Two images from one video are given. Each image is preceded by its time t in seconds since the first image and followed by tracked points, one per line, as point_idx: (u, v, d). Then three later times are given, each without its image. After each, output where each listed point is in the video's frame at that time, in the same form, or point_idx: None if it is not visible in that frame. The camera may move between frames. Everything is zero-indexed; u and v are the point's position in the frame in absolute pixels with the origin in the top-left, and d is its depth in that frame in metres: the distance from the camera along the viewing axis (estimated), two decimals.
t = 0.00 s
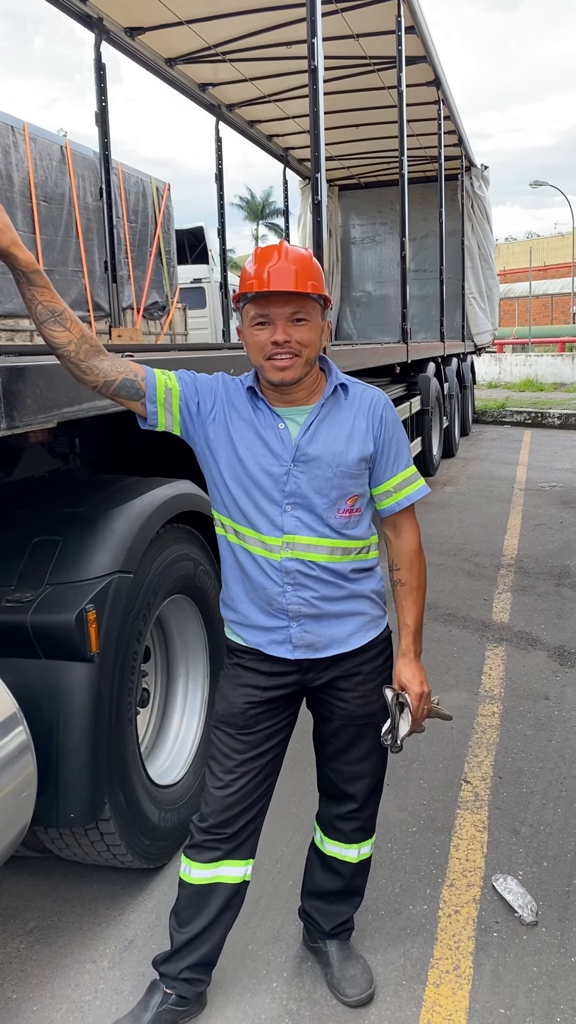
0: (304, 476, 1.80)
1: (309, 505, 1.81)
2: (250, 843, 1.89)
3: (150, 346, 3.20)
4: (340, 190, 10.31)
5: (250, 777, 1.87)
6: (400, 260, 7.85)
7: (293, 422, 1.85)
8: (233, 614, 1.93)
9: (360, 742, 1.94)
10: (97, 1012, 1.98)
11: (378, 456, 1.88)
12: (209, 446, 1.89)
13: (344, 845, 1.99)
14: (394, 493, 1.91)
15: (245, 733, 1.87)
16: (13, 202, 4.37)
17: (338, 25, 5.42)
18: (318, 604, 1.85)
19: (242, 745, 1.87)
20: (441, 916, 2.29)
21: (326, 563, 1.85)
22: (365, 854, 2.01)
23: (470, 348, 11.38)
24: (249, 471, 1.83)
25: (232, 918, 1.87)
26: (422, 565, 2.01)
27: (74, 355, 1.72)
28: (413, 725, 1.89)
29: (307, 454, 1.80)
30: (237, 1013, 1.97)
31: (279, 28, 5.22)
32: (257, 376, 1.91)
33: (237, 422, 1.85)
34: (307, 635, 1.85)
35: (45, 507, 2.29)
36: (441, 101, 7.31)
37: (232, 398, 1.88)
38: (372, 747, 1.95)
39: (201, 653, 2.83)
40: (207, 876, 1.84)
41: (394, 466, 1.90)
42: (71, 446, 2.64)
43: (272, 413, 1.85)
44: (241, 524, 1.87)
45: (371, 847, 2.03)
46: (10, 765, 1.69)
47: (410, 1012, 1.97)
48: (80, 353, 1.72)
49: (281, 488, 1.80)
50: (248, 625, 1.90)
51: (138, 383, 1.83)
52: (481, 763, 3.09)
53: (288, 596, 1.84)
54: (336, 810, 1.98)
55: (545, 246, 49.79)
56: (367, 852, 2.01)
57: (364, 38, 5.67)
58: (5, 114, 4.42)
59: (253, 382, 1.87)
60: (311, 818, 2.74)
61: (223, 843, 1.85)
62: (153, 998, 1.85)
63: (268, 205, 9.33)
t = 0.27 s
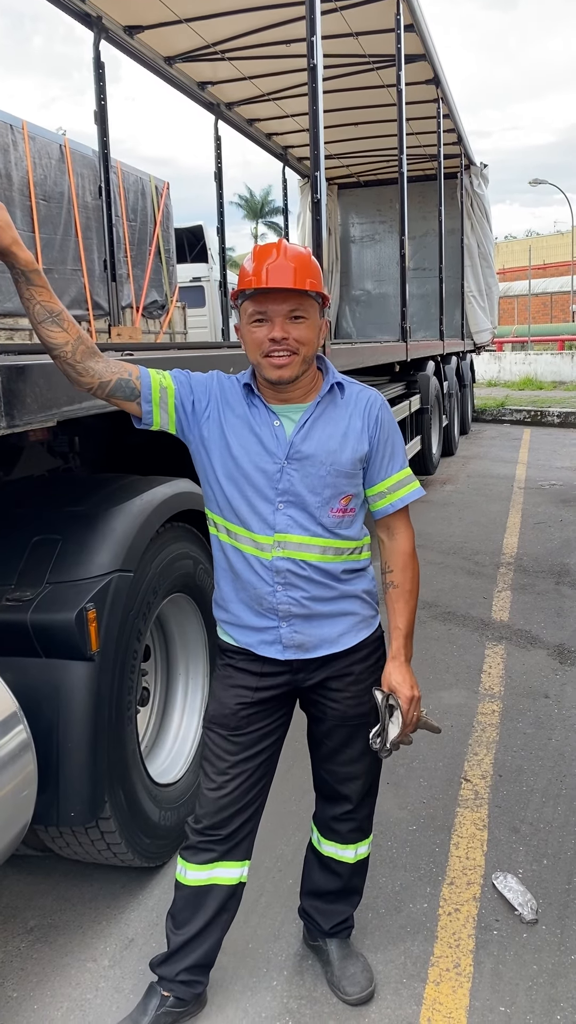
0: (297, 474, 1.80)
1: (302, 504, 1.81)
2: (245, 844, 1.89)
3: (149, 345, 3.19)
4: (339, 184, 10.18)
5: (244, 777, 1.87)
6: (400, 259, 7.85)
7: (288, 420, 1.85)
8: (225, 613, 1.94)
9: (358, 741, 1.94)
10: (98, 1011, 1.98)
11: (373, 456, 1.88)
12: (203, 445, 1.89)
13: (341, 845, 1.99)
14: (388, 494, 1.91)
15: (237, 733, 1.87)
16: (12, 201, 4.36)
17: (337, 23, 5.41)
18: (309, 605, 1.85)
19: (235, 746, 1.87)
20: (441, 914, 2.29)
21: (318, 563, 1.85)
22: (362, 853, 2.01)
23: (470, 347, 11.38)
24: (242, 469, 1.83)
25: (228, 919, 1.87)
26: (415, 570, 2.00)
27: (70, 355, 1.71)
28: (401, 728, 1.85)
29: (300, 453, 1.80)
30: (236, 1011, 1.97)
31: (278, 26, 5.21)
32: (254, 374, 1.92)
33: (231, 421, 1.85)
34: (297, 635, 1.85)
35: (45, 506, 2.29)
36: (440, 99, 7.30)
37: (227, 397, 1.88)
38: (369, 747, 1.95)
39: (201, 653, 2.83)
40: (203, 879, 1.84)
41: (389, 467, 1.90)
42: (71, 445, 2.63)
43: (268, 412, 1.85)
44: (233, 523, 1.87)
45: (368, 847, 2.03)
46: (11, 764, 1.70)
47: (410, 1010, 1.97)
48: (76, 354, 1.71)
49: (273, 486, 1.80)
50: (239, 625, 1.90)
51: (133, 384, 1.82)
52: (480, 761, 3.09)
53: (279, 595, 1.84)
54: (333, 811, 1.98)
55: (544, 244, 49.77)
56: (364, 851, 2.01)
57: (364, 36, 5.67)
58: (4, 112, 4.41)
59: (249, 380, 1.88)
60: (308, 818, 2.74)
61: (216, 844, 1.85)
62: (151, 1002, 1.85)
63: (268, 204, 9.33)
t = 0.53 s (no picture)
0: (294, 471, 1.80)
1: (297, 501, 1.81)
2: (241, 843, 1.89)
3: (148, 344, 3.19)
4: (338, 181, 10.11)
5: (239, 776, 1.87)
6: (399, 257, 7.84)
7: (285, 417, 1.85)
8: (222, 612, 1.93)
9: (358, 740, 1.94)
10: (98, 1010, 1.98)
11: (370, 454, 1.88)
12: (200, 442, 1.89)
13: (340, 845, 1.99)
14: (385, 492, 1.91)
15: (233, 732, 1.87)
16: (11, 199, 4.36)
17: (336, 22, 5.41)
18: (304, 603, 1.85)
19: (230, 745, 1.87)
20: (441, 912, 2.29)
21: (313, 561, 1.84)
22: (360, 853, 2.01)
23: (470, 345, 11.38)
24: (238, 466, 1.82)
25: (227, 919, 1.87)
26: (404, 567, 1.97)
27: (67, 356, 1.70)
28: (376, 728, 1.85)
29: (296, 450, 1.80)
30: (236, 1010, 1.97)
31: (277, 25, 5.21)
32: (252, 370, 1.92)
33: (228, 418, 1.85)
34: (292, 634, 1.85)
35: (45, 505, 2.29)
36: (439, 97, 7.30)
37: (224, 395, 1.88)
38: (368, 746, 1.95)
39: (201, 652, 2.83)
40: (200, 880, 1.84)
41: (385, 466, 1.90)
42: (71, 443, 2.64)
43: (266, 407, 1.85)
44: (229, 521, 1.87)
45: (367, 846, 2.03)
46: (12, 762, 1.70)
47: (410, 1008, 1.97)
48: (73, 354, 1.71)
49: (269, 483, 1.80)
50: (235, 624, 1.90)
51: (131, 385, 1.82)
52: (480, 760, 3.09)
53: (274, 593, 1.84)
54: (331, 810, 1.98)
55: (544, 242, 49.75)
56: (363, 851, 2.01)
57: (363, 34, 5.66)
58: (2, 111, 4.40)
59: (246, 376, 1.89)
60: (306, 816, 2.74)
61: (213, 844, 1.85)
62: (151, 1000, 1.85)
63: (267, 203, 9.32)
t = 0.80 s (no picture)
0: (294, 469, 1.80)
1: (298, 499, 1.81)
2: (241, 841, 1.89)
3: (148, 342, 3.19)
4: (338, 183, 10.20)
5: (240, 774, 1.87)
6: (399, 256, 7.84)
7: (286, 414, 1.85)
8: (222, 611, 1.93)
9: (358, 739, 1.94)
10: (99, 1008, 1.98)
11: (370, 453, 1.88)
12: (200, 439, 1.88)
13: (340, 843, 1.99)
14: (386, 490, 1.91)
15: (233, 730, 1.87)
16: (11, 198, 4.35)
17: (335, 20, 5.41)
18: (304, 601, 1.85)
19: (230, 744, 1.87)
20: (442, 910, 2.29)
21: (314, 559, 1.84)
22: (360, 851, 2.01)
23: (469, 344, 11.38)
24: (239, 464, 1.82)
25: (227, 917, 1.87)
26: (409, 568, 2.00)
27: (67, 354, 1.70)
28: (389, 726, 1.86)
29: (297, 448, 1.80)
30: (237, 1008, 1.97)
31: (276, 23, 5.20)
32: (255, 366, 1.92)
33: (229, 415, 1.85)
34: (293, 631, 1.85)
35: (45, 503, 2.29)
36: (438, 95, 7.29)
37: (224, 392, 1.88)
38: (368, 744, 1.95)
39: (201, 651, 2.83)
40: (201, 879, 1.84)
41: (386, 465, 1.90)
42: (70, 441, 2.64)
43: (265, 405, 1.85)
44: (230, 519, 1.87)
45: (367, 844, 2.04)
46: (12, 760, 1.70)
47: (410, 1005, 1.97)
48: (73, 353, 1.71)
49: (270, 481, 1.80)
50: (235, 622, 1.90)
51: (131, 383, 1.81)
52: (480, 758, 3.09)
53: (274, 591, 1.84)
54: (331, 809, 1.98)
55: (543, 240, 49.74)
56: (363, 849, 2.02)
57: (362, 32, 5.66)
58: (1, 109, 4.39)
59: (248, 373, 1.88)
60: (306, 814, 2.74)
61: (213, 843, 1.85)
62: (152, 999, 1.85)
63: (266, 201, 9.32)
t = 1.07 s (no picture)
0: (299, 468, 1.80)
1: (302, 498, 1.81)
2: (244, 839, 1.89)
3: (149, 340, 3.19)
4: (338, 182, 10.21)
5: (243, 772, 1.87)
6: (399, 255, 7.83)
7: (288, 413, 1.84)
8: (225, 609, 1.93)
9: (359, 738, 1.94)
10: (100, 1005, 1.98)
11: (373, 451, 1.88)
12: (204, 436, 1.87)
13: (341, 840, 1.99)
14: (390, 488, 1.91)
15: (236, 727, 1.87)
16: (10, 197, 4.34)
17: (335, 18, 5.40)
18: (308, 599, 1.85)
19: (233, 741, 1.87)
20: (442, 907, 2.30)
21: (318, 557, 1.85)
22: (362, 848, 2.01)
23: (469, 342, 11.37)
24: (243, 462, 1.82)
25: (229, 914, 1.87)
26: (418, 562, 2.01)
27: (70, 352, 1.70)
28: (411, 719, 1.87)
29: (301, 446, 1.80)
30: (237, 1006, 1.98)
31: (275, 21, 5.19)
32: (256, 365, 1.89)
33: (232, 413, 1.84)
34: (297, 628, 1.85)
35: (45, 502, 2.29)
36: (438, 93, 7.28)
37: (227, 389, 1.87)
38: (368, 742, 1.95)
39: (202, 649, 2.83)
40: (203, 876, 1.84)
41: (390, 463, 1.90)
42: (70, 441, 2.65)
43: (268, 404, 1.83)
44: (233, 516, 1.86)
45: (368, 841, 2.04)
46: (12, 760, 1.70)
47: (410, 1004, 1.97)
48: (75, 351, 1.71)
49: (274, 478, 1.80)
50: (239, 620, 1.89)
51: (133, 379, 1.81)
52: (481, 756, 3.09)
53: (279, 588, 1.84)
54: (332, 806, 1.98)
55: (543, 239, 49.69)
56: (364, 846, 2.02)
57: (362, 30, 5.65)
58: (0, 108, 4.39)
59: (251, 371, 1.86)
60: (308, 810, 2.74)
61: (216, 840, 1.85)
62: (153, 997, 1.86)
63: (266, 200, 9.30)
